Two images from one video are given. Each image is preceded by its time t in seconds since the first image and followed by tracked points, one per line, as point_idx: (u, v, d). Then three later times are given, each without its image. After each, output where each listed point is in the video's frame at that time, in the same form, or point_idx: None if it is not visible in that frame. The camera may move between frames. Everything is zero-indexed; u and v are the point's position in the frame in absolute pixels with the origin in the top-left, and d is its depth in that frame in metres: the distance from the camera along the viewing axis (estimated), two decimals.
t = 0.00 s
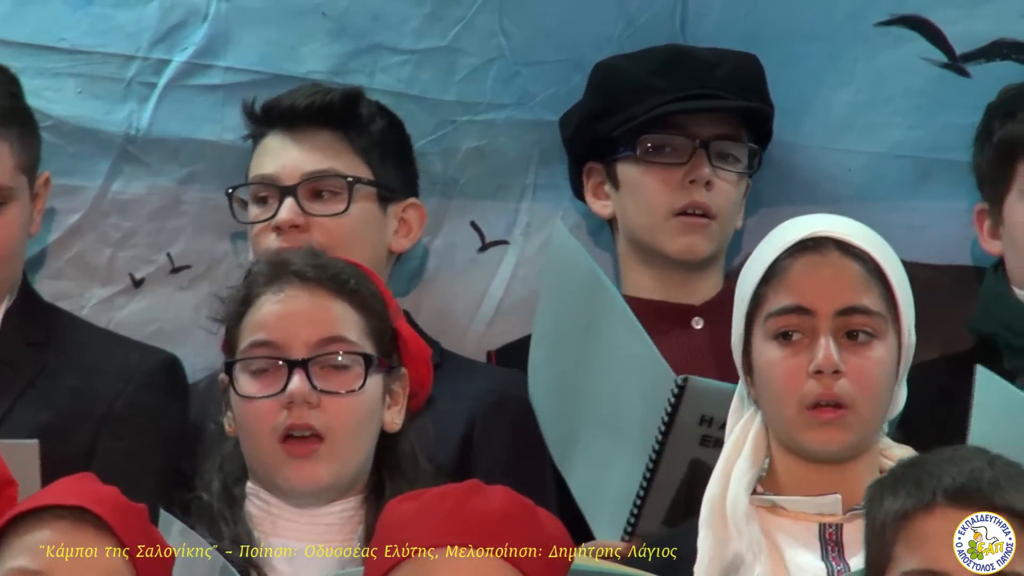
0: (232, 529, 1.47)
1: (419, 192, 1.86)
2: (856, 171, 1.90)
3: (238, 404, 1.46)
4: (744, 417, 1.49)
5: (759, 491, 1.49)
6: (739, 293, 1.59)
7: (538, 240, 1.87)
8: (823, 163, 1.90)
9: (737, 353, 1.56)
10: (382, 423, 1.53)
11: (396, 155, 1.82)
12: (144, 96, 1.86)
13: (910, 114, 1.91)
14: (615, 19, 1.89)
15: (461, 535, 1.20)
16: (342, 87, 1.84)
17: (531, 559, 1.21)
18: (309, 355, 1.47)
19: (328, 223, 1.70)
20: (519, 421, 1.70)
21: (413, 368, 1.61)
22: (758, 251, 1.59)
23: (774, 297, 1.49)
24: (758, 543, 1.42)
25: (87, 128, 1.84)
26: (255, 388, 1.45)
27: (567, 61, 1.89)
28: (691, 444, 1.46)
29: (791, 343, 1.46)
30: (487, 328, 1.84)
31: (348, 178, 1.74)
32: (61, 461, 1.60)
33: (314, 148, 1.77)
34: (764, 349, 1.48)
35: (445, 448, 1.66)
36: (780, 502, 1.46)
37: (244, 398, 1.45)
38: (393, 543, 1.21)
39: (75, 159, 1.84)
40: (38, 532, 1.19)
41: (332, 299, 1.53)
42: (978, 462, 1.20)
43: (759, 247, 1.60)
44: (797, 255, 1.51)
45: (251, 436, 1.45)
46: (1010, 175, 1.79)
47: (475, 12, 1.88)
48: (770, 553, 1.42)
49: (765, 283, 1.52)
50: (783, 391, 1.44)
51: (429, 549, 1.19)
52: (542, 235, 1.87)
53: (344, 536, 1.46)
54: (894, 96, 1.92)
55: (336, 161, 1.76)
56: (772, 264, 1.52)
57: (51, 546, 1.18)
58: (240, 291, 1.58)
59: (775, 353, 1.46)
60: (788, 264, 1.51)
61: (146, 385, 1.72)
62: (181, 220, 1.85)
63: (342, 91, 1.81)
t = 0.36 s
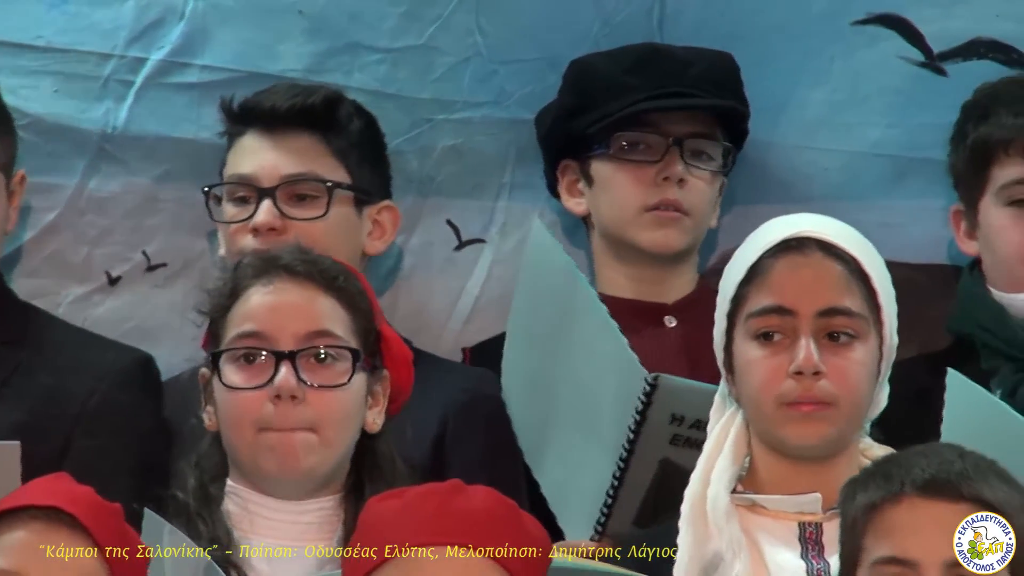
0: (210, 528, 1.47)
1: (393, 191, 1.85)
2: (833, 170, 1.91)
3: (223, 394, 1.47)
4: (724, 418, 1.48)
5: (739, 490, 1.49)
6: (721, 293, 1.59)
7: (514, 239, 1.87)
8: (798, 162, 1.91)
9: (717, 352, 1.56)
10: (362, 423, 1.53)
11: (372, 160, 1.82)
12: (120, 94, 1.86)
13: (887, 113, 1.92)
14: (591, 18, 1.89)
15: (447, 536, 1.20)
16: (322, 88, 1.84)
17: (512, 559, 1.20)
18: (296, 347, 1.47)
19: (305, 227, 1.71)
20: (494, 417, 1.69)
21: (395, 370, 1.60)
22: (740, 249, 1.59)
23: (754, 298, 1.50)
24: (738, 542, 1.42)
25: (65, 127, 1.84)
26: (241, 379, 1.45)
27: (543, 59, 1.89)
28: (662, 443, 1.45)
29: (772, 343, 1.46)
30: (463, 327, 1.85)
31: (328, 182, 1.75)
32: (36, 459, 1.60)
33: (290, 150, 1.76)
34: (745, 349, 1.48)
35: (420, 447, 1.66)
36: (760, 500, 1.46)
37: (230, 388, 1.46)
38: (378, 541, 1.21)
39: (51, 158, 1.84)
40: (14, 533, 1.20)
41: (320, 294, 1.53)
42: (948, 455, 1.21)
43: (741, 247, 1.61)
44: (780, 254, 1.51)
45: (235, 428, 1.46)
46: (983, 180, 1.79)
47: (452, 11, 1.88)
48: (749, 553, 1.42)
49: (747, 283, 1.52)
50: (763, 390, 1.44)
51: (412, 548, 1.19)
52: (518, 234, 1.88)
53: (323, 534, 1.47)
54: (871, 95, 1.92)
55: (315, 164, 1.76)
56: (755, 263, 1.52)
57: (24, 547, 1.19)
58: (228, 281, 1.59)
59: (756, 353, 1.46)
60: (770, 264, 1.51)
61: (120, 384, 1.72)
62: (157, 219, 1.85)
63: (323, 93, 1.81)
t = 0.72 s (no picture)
0: (187, 526, 1.47)
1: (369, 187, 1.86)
2: (810, 167, 1.91)
3: (201, 389, 1.47)
4: (704, 412, 1.49)
5: (716, 486, 1.49)
6: (701, 291, 1.60)
7: (492, 236, 1.87)
8: (776, 159, 1.91)
9: (700, 350, 1.57)
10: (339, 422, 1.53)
11: (349, 158, 1.82)
12: (98, 91, 1.86)
13: (865, 110, 1.92)
14: (569, 16, 1.90)
15: (410, 536, 1.20)
16: (301, 88, 1.82)
17: (494, 558, 1.22)
18: (275, 342, 1.48)
19: (284, 228, 1.69)
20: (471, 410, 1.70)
21: (371, 369, 1.59)
22: (720, 248, 1.59)
23: (734, 297, 1.50)
24: (714, 537, 1.42)
25: (43, 123, 1.84)
26: (219, 371, 1.45)
27: (520, 56, 1.89)
28: (633, 440, 1.45)
29: (751, 341, 1.46)
30: (441, 322, 1.85)
31: (307, 184, 1.74)
32: (11, 455, 1.60)
33: (268, 151, 1.76)
34: (724, 347, 1.48)
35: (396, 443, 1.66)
36: (737, 496, 1.46)
37: (208, 381, 1.46)
38: (349, 540, 1.21)
39: (29, 154, 1.84)
40: None
41: (299, 290, 1.54)
42: (921, 449, 1.22)
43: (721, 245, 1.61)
44: (759, 254, 1.52)
45: (213, 422, 1.46)
46: (971, 175, 1.78)
47: (430, 9, 1.88)
48: (727, 548, 1.42)
49: (726, 281, 1.53)
50: (743, 387, 1.44)
51: (381, 550, 1.19)
52: (495, 230, 1.88)
53: (301, 532, 1.48)
54: (849, 93, 1.92)
55: (294, 167, 1.75)
56: (736, 261, 1.53)
57: None
58: (206, 279, 1.59)
59: (734, 352, 1.47)
60: (749, 263, 1.52)
61: (96, 380, 1.70)
62: (136, 215, 1.85)
63: (304, 95, 1.80)
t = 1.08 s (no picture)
0: (167, 524, 1.46)
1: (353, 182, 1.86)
2: (793, 161, 1.91)
3: (181, 385, 1.46)
4: (688, 406, 1.48)
5: (701, 480, 1.48)
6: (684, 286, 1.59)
7: (474, 231, 1.88)
8: (760, 154, 1.91)
9: (682, 345, 1.56)
10: (318, 419, 1.52)
11: (334, 153, 1.81)
12: (81, 86, 1.85)
13: (850, 104, 1.92)
14: (553, 10, 1.89)
15: (394, 533, 1.19)
16: (289, 84, 1.82)
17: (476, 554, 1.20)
18: (254, 336, 1.48)
19: (271, 225, 1.69)
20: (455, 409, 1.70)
21: (350, 366, 1.59)
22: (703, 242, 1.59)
23: (717, 292, 1.50)
24: (698, 531, 1.42)
25: (26, 118, 1.84)
26: (198, 368, 1.45)
27: (503, 51, 1.89)
28: (615, 433, 1.44)
29: (734, 337, 1.46)
30: (425, 316, 1.86)
31: (294, 181, 1.73)
32: None
33: (254, 149, 1.75)
34: (707, 343, 1.47)
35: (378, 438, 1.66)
36: (721, 489, 1.46)
37: (188, 377, 1.46)
38: (329, 536, 1.21)
39: (12, 149, 1.83)
40: None
41: (278, 286, 1.54)
42: (905, 444, 1.23)
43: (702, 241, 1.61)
44: (742, 249, 1.52)
45: (192, 418, 1.45)
46: (958, 168, 1.78)
47: (414, 3, 1.88)
48: (710, 541, 1.42)
49: (709, 277, 1.52)
50: (727, 383, 1.44)
51: (363, 546, 1.19)
52: (478, 226, 1.88)
53: (281, 528, 1.47)
54: (833, 87, 1.92)
55: (280, 163, 1.74)
56: (720, 257, 1.52)
57: None
58: (185, 278, 1.59)
59: (718, 347, 1.46)
60: (732, 259, 1.51)
61: (80, 374, 1.70)
62: (120, 210, 1.85)
63: (289, 91, 1.80)
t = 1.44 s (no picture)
0: (151, 511, 1.47)
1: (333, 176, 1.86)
2: (774, 156, 1.92)
3: (166, 373, 1.48)
4: (667, 399, 1.49)
5: (682, 464, 1.49)
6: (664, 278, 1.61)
7: (456, 225, 1.89)
8: (740, 147, 1.92)
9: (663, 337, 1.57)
10: (303, 412, 1.53)
11: (313, 144, 1.82)
12: (62, 80, 1.86)
13: (829, 99, 1.94)
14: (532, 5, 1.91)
15: (369, 525, 1.22)
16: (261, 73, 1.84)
17: (438, 537, 1.24)
18: (240, 324, 1.50)
19: (252, 206, 1.69)
20: (440, 403, 1.67)
21: (335, 362, 1.59)
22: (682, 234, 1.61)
23: (695, 282, 1.52)
24: (677, 516, 1.42)
25: (7, 112, 1.84)
26: (184, 355, 1.47)
27: (483, 45, 1.90)
28: (606, 426, 1.45)
29: (712, 326, 1.48)
30: (407, 309, 1.86)
31: (273, 160, 1.74)
32: None
33: (235, 133, 1.76)
34: (686, 333, 1.49)
35: (359, 431, 1.67)
36: (702, 475, 1.47)
37: (174, 365, 1.47)
38: (301, 528, 1.23)
39: None
40: None
41: (265, 278, 1.55)
42: (888, 435, 1.27)
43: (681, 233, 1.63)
44: (719, 239, 1.54)
45: (178, 405, 1.46)
46: (926, 159, 1.82)
47: None
48: (689, 528, 1.43)
49: (687, 266, 1.54)
50: (705, 373, 1.46)
51: (335, 537, 1.22)
52: (459, 220, 1.89)
53: (265, 517, 1.48)
54: (811, 82, 1.94)
55: (259, 146, 1.75)
56: (696, 247, 1.54)
57: None
58: (170, 269, 1.60)
59: (696, 337, 1.48)
60: (709, 249, 1.53)
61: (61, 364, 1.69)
62: (100, 204, 1.85)
63: (264, 76, 1.81)
